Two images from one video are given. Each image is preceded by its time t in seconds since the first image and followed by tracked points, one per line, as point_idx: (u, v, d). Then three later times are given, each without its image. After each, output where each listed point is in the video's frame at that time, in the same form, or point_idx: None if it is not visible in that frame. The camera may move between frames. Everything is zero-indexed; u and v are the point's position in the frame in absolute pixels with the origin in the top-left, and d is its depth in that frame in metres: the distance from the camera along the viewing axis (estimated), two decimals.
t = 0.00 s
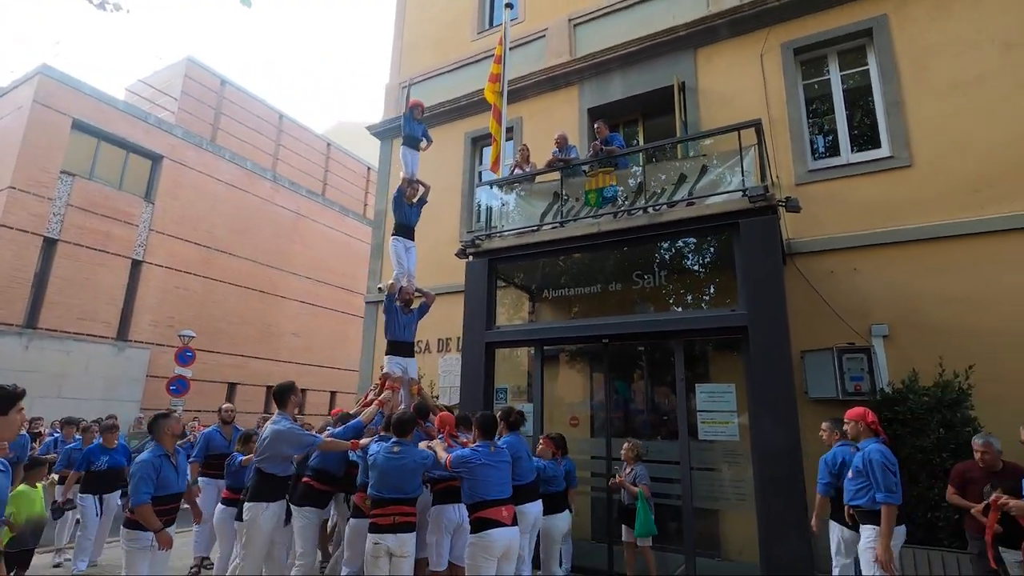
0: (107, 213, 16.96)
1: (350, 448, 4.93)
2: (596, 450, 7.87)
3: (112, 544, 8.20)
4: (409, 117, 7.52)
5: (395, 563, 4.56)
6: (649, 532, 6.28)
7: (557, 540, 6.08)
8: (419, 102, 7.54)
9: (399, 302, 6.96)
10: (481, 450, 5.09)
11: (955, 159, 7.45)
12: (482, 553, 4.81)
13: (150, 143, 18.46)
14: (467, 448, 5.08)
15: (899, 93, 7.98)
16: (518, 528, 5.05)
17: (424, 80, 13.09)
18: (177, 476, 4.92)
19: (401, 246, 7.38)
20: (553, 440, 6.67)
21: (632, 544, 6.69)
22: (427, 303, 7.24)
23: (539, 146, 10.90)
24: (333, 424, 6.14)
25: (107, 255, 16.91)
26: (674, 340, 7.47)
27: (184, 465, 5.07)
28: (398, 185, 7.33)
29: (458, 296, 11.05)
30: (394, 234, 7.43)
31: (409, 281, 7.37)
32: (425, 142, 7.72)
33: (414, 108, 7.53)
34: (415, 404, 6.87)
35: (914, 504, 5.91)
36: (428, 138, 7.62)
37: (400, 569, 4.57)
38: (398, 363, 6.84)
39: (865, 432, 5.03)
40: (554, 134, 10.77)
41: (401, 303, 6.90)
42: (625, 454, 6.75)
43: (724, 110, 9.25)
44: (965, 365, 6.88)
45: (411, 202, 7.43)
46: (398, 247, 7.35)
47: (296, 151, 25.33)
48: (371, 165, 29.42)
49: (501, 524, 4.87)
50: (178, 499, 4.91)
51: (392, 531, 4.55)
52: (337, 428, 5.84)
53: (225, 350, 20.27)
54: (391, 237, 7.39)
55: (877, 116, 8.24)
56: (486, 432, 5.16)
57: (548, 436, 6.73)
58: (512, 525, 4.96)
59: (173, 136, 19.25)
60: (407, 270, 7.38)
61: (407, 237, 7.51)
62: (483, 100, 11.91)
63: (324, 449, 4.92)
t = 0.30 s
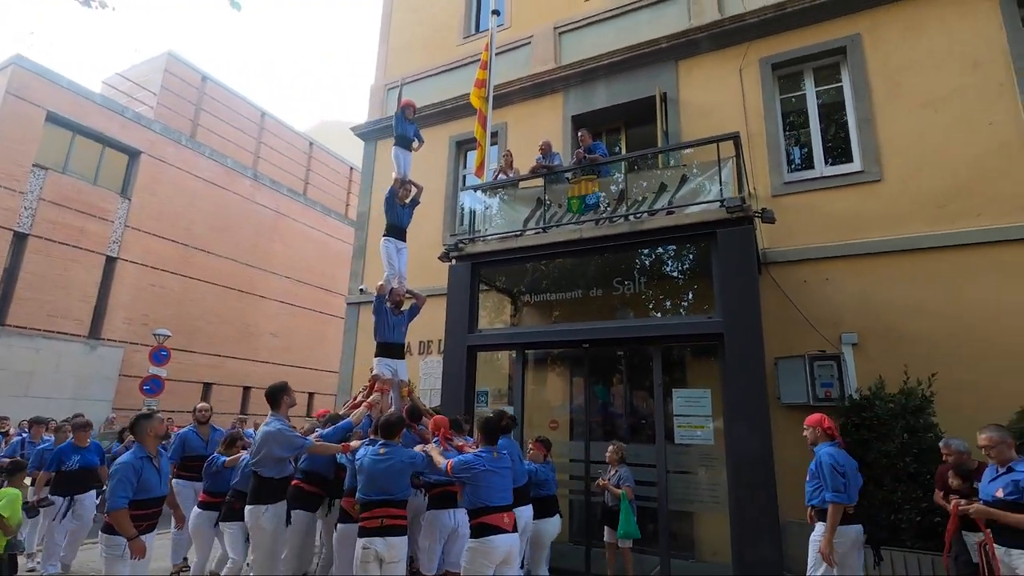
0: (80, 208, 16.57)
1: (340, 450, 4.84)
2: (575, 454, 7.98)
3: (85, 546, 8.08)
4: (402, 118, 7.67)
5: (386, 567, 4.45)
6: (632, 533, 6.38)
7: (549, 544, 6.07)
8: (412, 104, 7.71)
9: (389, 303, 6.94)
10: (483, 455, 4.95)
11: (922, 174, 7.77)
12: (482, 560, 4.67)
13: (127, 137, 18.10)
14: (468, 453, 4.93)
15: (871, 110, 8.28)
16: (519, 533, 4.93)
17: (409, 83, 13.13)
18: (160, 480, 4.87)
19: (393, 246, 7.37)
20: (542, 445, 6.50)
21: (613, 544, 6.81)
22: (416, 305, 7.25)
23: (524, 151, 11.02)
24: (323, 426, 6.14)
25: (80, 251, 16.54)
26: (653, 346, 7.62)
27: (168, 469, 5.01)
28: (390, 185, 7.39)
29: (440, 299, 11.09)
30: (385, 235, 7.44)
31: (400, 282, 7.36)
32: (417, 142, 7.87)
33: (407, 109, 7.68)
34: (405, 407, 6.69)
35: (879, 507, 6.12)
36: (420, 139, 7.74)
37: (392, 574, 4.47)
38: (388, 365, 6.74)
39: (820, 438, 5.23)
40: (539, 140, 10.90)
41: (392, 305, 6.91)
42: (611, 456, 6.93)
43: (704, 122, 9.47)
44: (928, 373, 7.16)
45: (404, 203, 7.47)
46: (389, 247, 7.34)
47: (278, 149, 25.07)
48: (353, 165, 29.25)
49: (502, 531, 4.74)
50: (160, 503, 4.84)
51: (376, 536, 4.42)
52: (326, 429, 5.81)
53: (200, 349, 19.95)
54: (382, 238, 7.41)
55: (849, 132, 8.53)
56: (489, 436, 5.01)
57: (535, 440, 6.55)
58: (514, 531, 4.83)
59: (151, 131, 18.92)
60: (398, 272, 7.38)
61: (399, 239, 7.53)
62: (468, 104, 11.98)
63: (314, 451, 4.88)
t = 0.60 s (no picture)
0: (57, 204, 16.26)
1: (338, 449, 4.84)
2: (559, 452, 8.13)
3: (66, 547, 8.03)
4: (396, 115, 7.46)
5: (385, 566, 4.41)
6: (614, 528, 6.49)
7: (545, 542, 6.14)
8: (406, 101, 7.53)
9: (382, 301, 6.85)
10: (490, 452, 4.80)
11: (894, 181, 8.04)
12: (489, 558, 4.52)
13: (106, 132, 17.78)
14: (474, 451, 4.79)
15: (847, 117, 8.54)
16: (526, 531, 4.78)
17: (395, 82, 13.13)
18: (147, 477, 4.87)
19: (386, 245, 7.27)
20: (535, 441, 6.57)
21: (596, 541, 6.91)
22: (411, 303, 7.12)
23: (509, 152, 11.12)
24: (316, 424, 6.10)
25: (57, 247, 16.22)
26: (635, 346, 7.77)
27: (155, 465, 5.02)
28: (384, 182, 7.22)
29: (425, 298, 11.14)
30: (378, 233, 7.29)
31: (394, 280, 7.16)
32: (411, 139, 7.64)
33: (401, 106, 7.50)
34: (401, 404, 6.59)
35: (849, 502, 6.33)
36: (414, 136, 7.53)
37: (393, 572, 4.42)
38: (382, 364, 6.64)
39: (779, 437, 5.49)
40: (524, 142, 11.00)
41: (385, 302, 6.82)
42: (595, 453, 7.02)
43: (686, 126, 9.66)
44: (897, 373, 7.42)
45: (397, 201, 7.32)
46: (381, 246, 7.22)
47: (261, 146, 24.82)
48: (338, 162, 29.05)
49: (511, 528, 4.59)
50: (146, 501, 4.81)
51: (377, 533, 4.38)
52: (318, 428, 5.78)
53: (180, 347, 19.72)
54: (375, 236, 7.26)
55: (827, 138, 8.78)
56: (497, 435, 4.85)
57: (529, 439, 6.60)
58: (521, 529, 4.68)
59: (131, 126, 18.62)
60: (391, 270, 7.22)
61: (391, 237, 7.40)
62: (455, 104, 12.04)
63: (311, 451, 4.90)
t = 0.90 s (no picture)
0: (42, 202, 16.04)
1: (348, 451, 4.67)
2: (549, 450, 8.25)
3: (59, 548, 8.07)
4: (396, 114, 7.58)
5: (402, 568, 4.30)
6: (603, 524, 6.57)
7: (546, 540, 6.06)
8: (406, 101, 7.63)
9: (382, 300, 6.89)
10: (495, 453, 4.80)
11: (875, 184, 8.24)
12: (498, 559, 4.54)
13: (91, 129, 17.56)
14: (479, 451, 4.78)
15: (830, 122, 8.73)
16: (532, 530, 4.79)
17: (385, 82, 13.14)
18: (153, 480, 4.79)
19: (386, 244, 7.30)
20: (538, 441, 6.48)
21: (585, 538, 6.99)
22: (411, 303, 7.18)
23: (499, 153, 11.21)
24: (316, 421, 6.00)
25: (41, 246, 16.00)
26: (624, 346, 7.89)
27: (160, 468, 4.94)
28: (383, 181, 7.30)
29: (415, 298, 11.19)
30: (378, 233, 7.34)
31: (394, 279, 7.22)
32: (411, 138, 7.76)
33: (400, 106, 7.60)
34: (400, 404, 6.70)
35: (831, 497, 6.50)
36: (413, 136, 7.66)
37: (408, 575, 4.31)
38: (382, 363, 6.71)
39: (745, 433, 5.95)
40: (515, 144, 11.09)
41: (385, 302, 6.86)
42: (583, 451, 7.11)
43: (674, 129, 9.81)
44: (877, 372, 7.63)
45: (397, 199, 7.38)
46: (382, 245, 7.27)
47: (248, 144, 24.64)
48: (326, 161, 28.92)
49: (517, 529, 4.61)
50: (154, 504, 4.78)
51: (398, 536, 4.26)
52: (320, 427, 5.65)
53: (166, 348, 19.54)
54: (376, 235, 7.32)
55: (811, 142, 8.96)
56: (501, 435, 4.84)
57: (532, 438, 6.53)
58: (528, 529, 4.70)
59: (116, 123, 18.40)
60: (392, 269, 7.27)
61: (392, 235, 7.45)
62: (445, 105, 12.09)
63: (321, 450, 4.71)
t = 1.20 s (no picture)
0: (31, 202, 15.90)
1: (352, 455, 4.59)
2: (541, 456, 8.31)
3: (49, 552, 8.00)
4: (399, 118, 7.48)
5: None
6: (592, 527, 6.61)
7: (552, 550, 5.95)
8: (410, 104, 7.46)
9: (387, 304, 6.92)
10: (501, 460, 4.76)
11: (863, 196, 8.41)
12: (509, 569, 4.47)
13: (82, 130, 17.45)
14: (485, 459, 4.74)
15: (820, 134, 8.89)
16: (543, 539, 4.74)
17: (381, 88, 13.20)
18: (161, 483, 4.81)
19: (392, 248, 7.32)
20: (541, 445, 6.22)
21: (575, 543, 7.03)
22: (416, 308, 7.20)
23: (494, 160, 11.30)
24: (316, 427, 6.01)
25: (29, 246, 15.85)
26: (616, 353, 7.97)
27: (168, 471, 4.96)
28: (389, 183, 7.30)
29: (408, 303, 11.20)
30: (384, 236, 7.38)
31: (398, 284, 7.33)
32: (416, 142, 7.76)
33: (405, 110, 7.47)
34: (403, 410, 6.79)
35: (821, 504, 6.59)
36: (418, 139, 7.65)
37: None
38: (385, 367, 6.71)
39: (720, 439, 6.09)
40: (510, 151, 11.17)
41: (389, 306, 6.89)
42: (573, 456, 7.19)
43: (668, 138, 9.94)
44: (865, 381, 7.75)
45: (402, 202, 7.41)
46: (387, 249, 7.29)
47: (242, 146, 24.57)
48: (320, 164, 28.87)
49: (528, 537, 4.55)
50: (160, 509, 4.80)
51: (406, 543, 4.30)
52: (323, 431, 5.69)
53: (156, 350, 19.38)
54: (382, 238, 7.35)
55: (801, 153, 9.12)
56: (507, 441, 4.80)
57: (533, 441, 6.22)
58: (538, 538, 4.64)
59: (108, 124, 18.30)
60: (396, 273, 7.35)
61: (398, 239, 7.50)
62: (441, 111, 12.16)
63: (325, 452, 4.61)
